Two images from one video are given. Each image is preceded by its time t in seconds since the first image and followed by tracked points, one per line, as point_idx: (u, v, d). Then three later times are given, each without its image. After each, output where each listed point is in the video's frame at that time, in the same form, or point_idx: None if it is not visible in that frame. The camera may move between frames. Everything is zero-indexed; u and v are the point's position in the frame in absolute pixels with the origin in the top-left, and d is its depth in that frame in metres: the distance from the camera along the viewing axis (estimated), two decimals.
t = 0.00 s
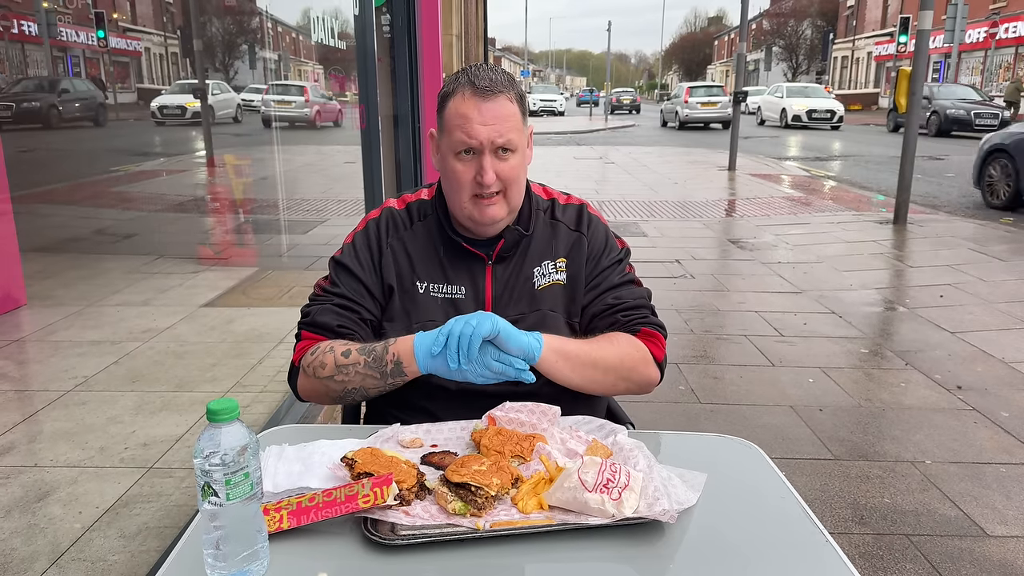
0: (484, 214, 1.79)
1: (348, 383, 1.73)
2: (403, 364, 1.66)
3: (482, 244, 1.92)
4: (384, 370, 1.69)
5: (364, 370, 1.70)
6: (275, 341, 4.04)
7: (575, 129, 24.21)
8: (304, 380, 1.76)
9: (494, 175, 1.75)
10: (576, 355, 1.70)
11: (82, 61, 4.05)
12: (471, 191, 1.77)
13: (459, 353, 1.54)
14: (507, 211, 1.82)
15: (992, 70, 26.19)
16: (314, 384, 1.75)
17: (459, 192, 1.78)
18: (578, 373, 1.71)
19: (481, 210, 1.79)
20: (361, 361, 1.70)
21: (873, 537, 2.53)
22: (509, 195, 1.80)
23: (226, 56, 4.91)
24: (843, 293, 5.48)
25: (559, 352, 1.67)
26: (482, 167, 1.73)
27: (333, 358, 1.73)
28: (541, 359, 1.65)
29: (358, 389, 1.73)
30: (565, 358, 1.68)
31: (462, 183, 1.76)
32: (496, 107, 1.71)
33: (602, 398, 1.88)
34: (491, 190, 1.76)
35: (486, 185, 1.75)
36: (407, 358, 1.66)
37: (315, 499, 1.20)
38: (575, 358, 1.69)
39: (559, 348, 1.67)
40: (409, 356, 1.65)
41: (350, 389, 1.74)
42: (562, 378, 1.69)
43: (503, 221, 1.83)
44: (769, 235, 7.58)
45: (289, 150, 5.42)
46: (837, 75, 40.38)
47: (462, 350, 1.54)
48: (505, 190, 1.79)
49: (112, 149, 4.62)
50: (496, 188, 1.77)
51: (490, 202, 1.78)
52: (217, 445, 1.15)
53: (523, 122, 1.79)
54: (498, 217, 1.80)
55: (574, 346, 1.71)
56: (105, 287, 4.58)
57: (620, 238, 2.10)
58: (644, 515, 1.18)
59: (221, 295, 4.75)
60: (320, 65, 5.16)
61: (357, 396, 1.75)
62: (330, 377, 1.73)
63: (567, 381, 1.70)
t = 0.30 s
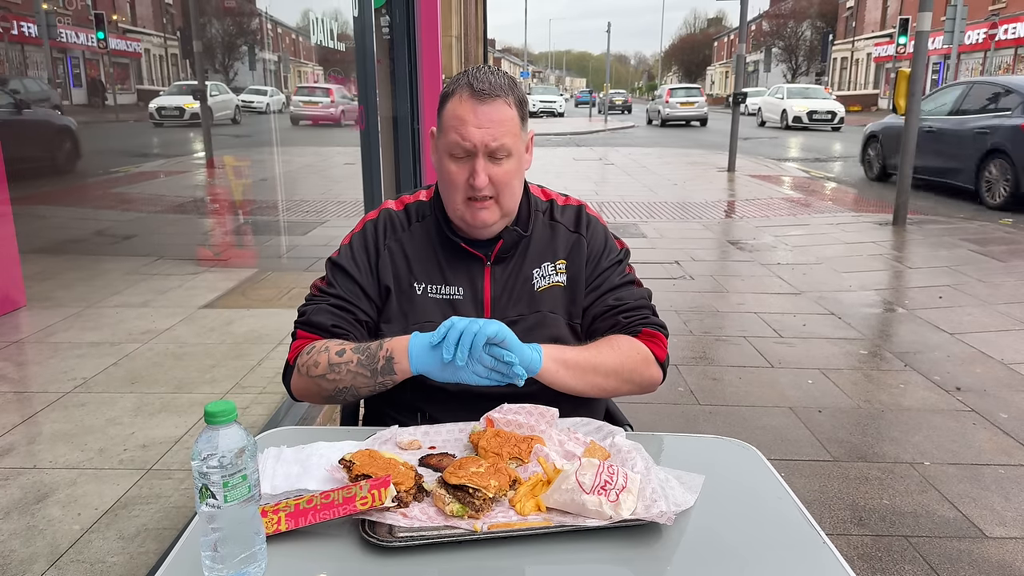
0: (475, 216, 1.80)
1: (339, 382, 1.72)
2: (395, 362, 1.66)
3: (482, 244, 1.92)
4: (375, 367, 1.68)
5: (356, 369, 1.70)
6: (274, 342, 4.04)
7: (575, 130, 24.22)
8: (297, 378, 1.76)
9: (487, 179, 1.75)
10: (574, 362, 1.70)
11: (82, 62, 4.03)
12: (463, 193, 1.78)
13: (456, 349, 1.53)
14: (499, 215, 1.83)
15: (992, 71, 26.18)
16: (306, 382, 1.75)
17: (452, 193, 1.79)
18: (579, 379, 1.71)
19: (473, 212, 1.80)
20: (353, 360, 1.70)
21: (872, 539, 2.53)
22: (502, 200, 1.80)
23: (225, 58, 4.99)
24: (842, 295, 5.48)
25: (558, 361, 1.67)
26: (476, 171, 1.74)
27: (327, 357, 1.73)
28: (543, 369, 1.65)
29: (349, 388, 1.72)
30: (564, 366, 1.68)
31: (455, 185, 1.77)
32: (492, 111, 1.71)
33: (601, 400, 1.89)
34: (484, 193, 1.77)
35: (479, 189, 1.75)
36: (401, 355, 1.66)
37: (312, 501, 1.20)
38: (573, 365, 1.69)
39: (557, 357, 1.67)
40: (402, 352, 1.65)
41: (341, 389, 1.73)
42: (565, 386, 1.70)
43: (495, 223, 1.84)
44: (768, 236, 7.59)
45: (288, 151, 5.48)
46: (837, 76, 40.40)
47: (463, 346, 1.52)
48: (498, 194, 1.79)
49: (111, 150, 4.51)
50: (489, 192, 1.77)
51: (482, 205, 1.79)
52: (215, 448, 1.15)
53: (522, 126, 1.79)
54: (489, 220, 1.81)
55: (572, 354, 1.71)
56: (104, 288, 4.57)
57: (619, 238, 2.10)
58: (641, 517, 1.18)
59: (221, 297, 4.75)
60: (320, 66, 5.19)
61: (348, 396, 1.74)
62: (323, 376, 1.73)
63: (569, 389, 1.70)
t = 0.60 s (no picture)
0: (474, 227, 1.82)
1: (333, 376, 1.72)
2: (389, 352, 1.67)
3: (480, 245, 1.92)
4: (370, 358, 1.68)
5: (351, 361, 1.70)
6: (273, 343, 4.04)
7: (574, 131, 24.22)
8: (292, 373, 1.75)
9: (487, 194, 1.76)
10: (566, 359, 1.71)
11: (82, 63, 3.94)
12: (463, 205, 1.79)
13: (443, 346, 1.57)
14: (497, 225, 1.85)
15: (992, 72, 26.20)
16: (300, 377, 1.74)
17: (451, 204, 1.80)
18: (571, 377, 1.72)
19: (471, 223, 1.81)
20: (349, 353, 1.71)
21: (869, 540, 2.53)
22: (501, 213, 1.81)
23: (225, 59, 5.02)
24: (840, 296, 5.48)
25: (548, 357, 1.68)
26: (476, 186, 1.75)
27: (322, 352, 1.73)
28: (532, 364, 1.65)
29: (343, 382, 1.71)
30: (555, 362, 1.69)
31: (455, 197, 1.78)
32: (494, 128, 1.70)
33: (598, 399, 1.89)
34: (483, 207, 1.78)
35: (479, 204, 1.76)
36: (396, 346, 1.67)
37: (309, 502, 1.20)
38: (564, 362, 1.70)
39: (548, 353, 1.68)
40: (397, 343, 1.68)
41: (335, 383, 1.72)
42: (556, 382, 1.70)
43: (491, 234, 1.86)
44: (767, 237, 7.59)
45: (287, 152, 5.48)
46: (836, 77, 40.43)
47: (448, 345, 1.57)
48: (497, 207, 1.80)
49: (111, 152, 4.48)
50: (489, 206, 1.78)
51: (479, 218, 1.80)
52: (211, 449, 1.15)
53: (523, 140, 1.78)
54: (485, 232, 1.84)
55: (564, 351, 1.71)
56: (103, 289, 4.57)
57: (615, 238, 2.11)
58: (637, 518, 1.18)
59: (220, 298, 4.76)
60: (319, 68, 5.23)
61: (341, 391, 1.73)
62: (317, 370, 1.72)
63: (560, 384, 1.71)
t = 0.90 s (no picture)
0: (474, 232, 1.83)
1: (324, 365, 1.71)
2: (385, 342, 1.68)
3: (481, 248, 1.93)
4: (364, 348, 1.68)
5: (345, 350, 1.70)
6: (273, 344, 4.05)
7: (574, 132, 24.23)
8: (282, 360, 1.75)
9: (489, 200, 1.76)
10: (557, 361, 1.71)
11: (82, 64, 3.95)
12: (464, 210, 1.79)
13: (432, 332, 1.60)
14: (498, 230, 1.85)
15: (991, 73, 26.21)
16: (290, 364, 1.73)
17: (453, 208, 1.81)
18: (562, 378, 1.72)
19: (472, 228, 1.82)
20: (343, 343, 1.71)
21: (867, 540, 2.54)
22: (502, 219, 1.81)
23: (225, 60, 5.05)
24: (839, 297, 5.49)
25: (539, 358, 1.69)
26: (477, 192, 1.75)
27: (316, 341, 1.73)
28: (522, 361, 1.66)
29: (334, 371, 1.71)
30: (545, 363, 1.70)
31: (457, 202, 1.79)
32: (498, 136, 1.70)
33: (597, 402, 1.90)
34: (484, 213, 1.78)
35: (480, 210, 1.77)
36: (393, 338, 1.68)
37: (309, 502, 1.21)
38: (555, 363, 1.70)
39: (539, 354, 1.69)
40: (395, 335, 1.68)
41: (325, 372, 1.72)
42: (547, 382, 1.71)
43: (492, 239, 1.87)
44: (767, 238, 7.60)
45: (286, 153, 5.47)
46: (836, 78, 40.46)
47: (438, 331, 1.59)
48: (498, 213, 1.80)
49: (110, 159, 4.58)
50: (490, 212, 1.78)
51: (480, 224, 1.81)
52: (212, 449, 1.16)
53: (527, 147, 1.78)
54: (486, 238, 1.84)
55: (556, 353, 1.72)
56: (103, 290, 4.57)
57: (615, 243, 2.12)
58: (635, 518, 1.19)
59: (220, 299, 4.77)
60: (320, 69, 5.17)
61: (331, 380, 1.73)
62: (309, 358, 1.72)
63: (549, 385, 1.72)
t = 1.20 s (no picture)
0: (475, 235, 1.83)
1: (325, 364, 1.72)
2: (385, 340, 1.68)
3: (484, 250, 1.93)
4: (364, 347, 1.69)
5: (345, 350, 1.71)
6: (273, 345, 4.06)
7: (573, 134, 24.25)
8: (283, 362, 1.75)
9: (490, 203, 1.77)
10: (556, 366, 1.72)
11: (82, 65, 4.01)
12: (465, 212, 1.80)
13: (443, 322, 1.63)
14: (499, 232, 1.86)
15: (990, 75, 26.25)
16: (291, 365, 1.74)
17: (454, 209, 1.81)
18: (559, 383, 1.74)
19: (473, 231, 1.83)
20: (344, 342, 1.72)
21: (866, 541, 2.54)
22: (502, 221, 1.82)
23: (224, 61, 5.04)
24: (839, 298, 5.50)
25: (535, 364, 1.70)
26: (478, 195, 1.75)
27: (317, 341, 1.74)
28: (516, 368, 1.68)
29: (335, 371, 1.71)
30: (542, 369, 1.71)
31: (458, 204, 1.79)
32: (500, 139, 1.70)
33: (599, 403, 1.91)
34: (485, 216, 1.79)
35: (481, 212, 1.77)
36: (393, 336, 1.68)
37: (309, 502, 1.21)
38: (552, 370, 1.71)
39: (535, 361, 1.70)
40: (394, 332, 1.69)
41: (326, 373, 1.72)
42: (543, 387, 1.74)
43: (493, 241, 1.87)
44: (767, 239, 7.60)
45: (286, 155, 5.48)
46: (835, 80, 40.51)
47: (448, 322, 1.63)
48: (499, 216, 1.81)
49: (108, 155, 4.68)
50: (491, 214, 1.79)
51: (481, 226, 1.81)
52: (212, 450, 1.16)
53: (529, 151, 1.78)
54: (487, 239, 1.85)
55: (554, 359, 1.72)
56: (103, 291, 4.57)
57: (618, 245, 2.12)
58: (633, 518, 1.19)
59: (220, 300, 4.77)
60: (320, 71, 5.09)
61: (332, 381, 1.73)
62: (310, 358, 1.72)
63: (547, 387, 1.74)
